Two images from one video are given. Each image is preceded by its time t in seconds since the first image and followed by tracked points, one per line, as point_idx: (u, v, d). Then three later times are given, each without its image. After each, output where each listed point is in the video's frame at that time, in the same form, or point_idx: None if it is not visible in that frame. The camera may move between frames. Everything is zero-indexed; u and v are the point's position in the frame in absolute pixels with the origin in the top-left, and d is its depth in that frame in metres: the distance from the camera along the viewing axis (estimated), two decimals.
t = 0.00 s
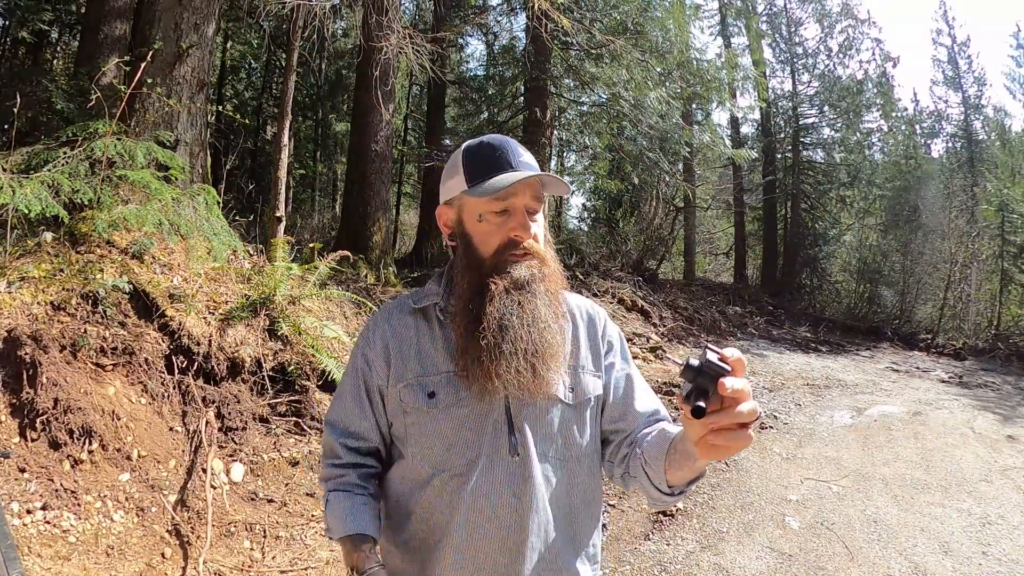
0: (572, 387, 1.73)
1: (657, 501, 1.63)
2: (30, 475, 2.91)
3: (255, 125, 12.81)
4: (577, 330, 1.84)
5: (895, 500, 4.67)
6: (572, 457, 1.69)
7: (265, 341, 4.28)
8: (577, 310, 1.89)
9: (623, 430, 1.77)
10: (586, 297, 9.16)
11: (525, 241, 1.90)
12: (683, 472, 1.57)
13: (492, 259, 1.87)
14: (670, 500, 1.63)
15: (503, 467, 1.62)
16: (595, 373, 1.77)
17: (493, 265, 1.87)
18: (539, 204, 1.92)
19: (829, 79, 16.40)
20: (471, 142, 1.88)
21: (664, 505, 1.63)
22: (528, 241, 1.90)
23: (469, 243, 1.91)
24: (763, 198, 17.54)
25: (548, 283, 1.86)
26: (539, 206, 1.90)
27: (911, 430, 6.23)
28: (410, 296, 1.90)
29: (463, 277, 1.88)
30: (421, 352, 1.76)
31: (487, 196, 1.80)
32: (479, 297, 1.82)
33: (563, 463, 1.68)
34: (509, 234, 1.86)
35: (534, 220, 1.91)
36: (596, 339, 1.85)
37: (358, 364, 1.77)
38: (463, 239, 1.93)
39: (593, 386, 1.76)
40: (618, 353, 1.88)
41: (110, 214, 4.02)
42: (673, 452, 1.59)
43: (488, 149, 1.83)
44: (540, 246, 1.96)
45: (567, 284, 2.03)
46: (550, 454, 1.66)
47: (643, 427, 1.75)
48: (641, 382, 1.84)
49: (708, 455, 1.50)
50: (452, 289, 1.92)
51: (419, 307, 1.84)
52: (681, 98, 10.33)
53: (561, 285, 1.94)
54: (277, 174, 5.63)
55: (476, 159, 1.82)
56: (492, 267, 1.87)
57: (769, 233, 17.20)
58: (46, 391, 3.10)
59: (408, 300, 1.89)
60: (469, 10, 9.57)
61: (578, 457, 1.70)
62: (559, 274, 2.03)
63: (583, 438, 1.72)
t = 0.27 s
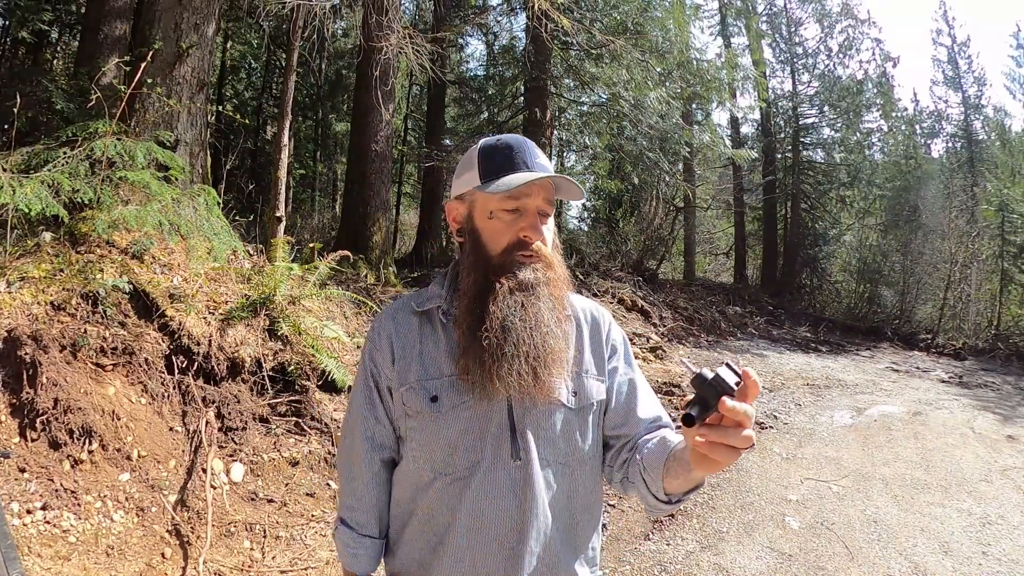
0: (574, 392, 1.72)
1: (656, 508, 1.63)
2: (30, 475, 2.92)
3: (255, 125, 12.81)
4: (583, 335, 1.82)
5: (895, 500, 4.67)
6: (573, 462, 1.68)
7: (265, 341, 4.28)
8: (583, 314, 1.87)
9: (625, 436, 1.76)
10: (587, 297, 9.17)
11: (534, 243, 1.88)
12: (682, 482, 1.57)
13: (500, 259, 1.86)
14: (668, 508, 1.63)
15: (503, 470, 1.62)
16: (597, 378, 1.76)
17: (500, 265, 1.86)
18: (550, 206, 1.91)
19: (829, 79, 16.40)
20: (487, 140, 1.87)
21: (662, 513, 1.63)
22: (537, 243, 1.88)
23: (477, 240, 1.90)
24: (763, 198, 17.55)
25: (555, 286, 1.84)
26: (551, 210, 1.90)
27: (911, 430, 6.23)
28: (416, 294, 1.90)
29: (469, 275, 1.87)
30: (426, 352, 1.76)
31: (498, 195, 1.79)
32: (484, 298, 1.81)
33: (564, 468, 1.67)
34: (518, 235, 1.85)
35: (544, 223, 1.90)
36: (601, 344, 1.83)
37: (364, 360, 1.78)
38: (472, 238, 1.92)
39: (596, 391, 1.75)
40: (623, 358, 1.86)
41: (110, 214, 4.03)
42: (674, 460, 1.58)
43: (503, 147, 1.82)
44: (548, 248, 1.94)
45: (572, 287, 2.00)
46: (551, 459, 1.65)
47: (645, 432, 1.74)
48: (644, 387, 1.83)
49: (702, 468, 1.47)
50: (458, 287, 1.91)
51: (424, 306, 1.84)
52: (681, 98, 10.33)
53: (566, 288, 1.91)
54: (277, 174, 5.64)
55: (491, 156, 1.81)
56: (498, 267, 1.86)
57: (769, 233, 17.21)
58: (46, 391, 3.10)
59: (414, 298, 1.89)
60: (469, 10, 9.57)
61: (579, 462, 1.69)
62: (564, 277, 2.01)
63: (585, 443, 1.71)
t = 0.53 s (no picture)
0: (571, 399, 1.67)
1: (653, 521, 1.57)
2: (30, 476, 2.92)
3: (255, 125, 12.81)
4: (586, 339, 1.77)
5: (895, 500, 4.67)
6: (569, 470, 1.63)
7: (265, 341, 4.28)
8: (588, 318, 1.81)
9: (625, 446, 1.69)
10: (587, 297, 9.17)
11: (538, 245, 1.85)
12: (681, 497, 1.50)
13: (502, 259, 1.85)
14: (665, 522, 1.56)
15: (495, 474, 1.60)
16: (597, 386, 1.70)
17: (504, 267, 1.85)
18: (557, 208, 1.88)
19: (829, 79, 16.41)
20: (494, 140, 1.87)
21: (659, 527, 1.56)
22: (542, 245, 1.85)
23: (482, 242, 1.90)
24: (763, 198, 17.57)
25: (558, 290, 1.80)
26: (557, 212, 1.88)
27: (911, 430, 6.23)
28: (420, 293, 1.92)
29: (472, 276, 1.87)
30: (426, 352, 1.76)
31: (502, 195, 1.78)
32: (484, 299, 1.80)
33: (559, 476, 1.62)
34: (522, 236, 1.84)
35: (549, 225, 1.87)
36: (605, 350, 1.77)
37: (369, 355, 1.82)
38: (477, 238, 1.92)
39: (595, 398, 1.69)
40: (628, 365, 1.78)
41: (110, 214, 4.02)
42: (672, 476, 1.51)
43: (508, 148, 1.81)
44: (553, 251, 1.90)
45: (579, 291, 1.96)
46: (543, 465, 1.61)
47: (646, 443, 1.67)
48: (649, 397, 1.75)
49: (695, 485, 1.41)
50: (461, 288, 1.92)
51: (425, 305, 1.85)
52: (681, 98, 10.34)
53: (570, 291, 1.86)
54: (277, 174, 5.63)
55: (496, 158, 1.81)
56: (501, 267, 1.85)
57: (769, 233, 17.22)
58: (45, 391, 3.10)
59: (419, 297, 1.90)
60: (469, 10, 9.57)
61: (576, 471, 1.64)
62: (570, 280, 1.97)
63: (583, 451, 1.66)
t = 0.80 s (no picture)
0: (563, 402, 1.65)
1: (641, 535, 1.52)
2: (30, 475, 2.91)
3: (255, 125, 12.80)
4: (579, 342, 1.75)
5: (895, 500, 4.67)
6: (560, 476, 1.61)
7: (265, 341, 4.29)
8: (583, 321, 1.79)
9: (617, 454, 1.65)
10: (586, 297, 9.16)
11: (531, 245, 1.84)
12: (661, 516, 1.46)
13: (495, 260, 1.85)
14: (650, 539, 1.52)
15: (483, 475, 1.60)
16: (590, 390, 1.68)
17: (497, 268, 1.84)
18: (551, 208, 1.86)
19: (829, 79, 16.41)
20: (490, 139, 1.86)
21: (643, 544, 1.53)
22: (536, 245, 1.84)
23: (477, 243, 1.90)
24: (763, 198, 17.59)
25: (551, 291, 1.79)
26: (552, 212, 1.85)
27: (911, 430, 6.23)
28: (418, 293, 1.93)
29: (466, 276, 1.88)
30: (421, 351, 1.77)
31: (494, 196, 1.77)
32: (478, 300, 1.81)
33: (549, 481, 1.60)
34: (515, 237, 1.83)
35: (544, 225, 1.86)
36: (599, 353, 1.74)
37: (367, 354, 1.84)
38: (473, 237, 1.92)
39: (587, 403, 1.67)
40: (626, 371, 1.73)
41: (110, 214, 4.02)
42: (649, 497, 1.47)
43: (500, 148, 1.80)
44: (547, 251, 1.89)
45: (577, 292, 1.94)
46: (533, 469, 1.60)
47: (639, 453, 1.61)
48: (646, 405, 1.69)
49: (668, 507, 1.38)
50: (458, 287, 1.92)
51: (421, 304, 1.87)
52: (681, 97, 10.34)
53: (564, 291, 1.85)
54: (277, 174, 5.63)
55: (489, 158, 1.80)
56: (494, 268, 1.85)
57: (769, 233, 17.24)
58: (46, 391, 3.09)
59: (416, 296, 1.92)
60: (469, 10, 9.57)
61: (568, 477, 1.62)
62: (567, 281, 1.95)
63: (575, 457, 1.63)
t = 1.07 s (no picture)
0: (559, 400, 1.65)
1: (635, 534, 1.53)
2: (30, 475, 2.91)
3: (255, 125, 12.80)
4: (576, 340, 1.75)
5: (895, 500, 4.67)
6: (557, 476, 1.61)
7: (265, 341, 4.29)
8: (579, 318, 1.79)
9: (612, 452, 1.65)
10: (586, 297, 9.16)
11: (526, 243, 1.85)
12: (650, 518, 1.49)
13: (490, 259, 1.86)
14: (642, 540, 1.54)
15: (481, 473, 1.59)
16: (587, 387, 1.68)
17: (491, 267, 1.85)
18: (545, 207, 1.86)
19: (829, 79, 16.42)
20: (482, 139, 1.86)
21: (634, 544, 1.55)
22: (530, 242, 1.85)
23: (472, 242, 1.90)
24: (763, 198, 17.62)
25: (547, 288, 1.80)
26: (547, 209, 1.85)
27: (911, 430, 6.23)
28: (414, 293, 1.94)
29: (463, 276, 1.88)
30: (417, 352, 1.78)
31: (489, 195, 1.78)
32: (474, 298, 1.81)
33: (547, 481, 1.60)
34: (510, 235, 1.83)
35: (538, 223, 1.86)
36: (594, 350, 1.74)
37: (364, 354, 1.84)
38: (468, 237, 1.93)
39: (584, 400, 1.67)
40: (622, 368, 1.73)
41: (110, 214, 4.02)
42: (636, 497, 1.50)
43: (493, 147, 1.80)
44: (542, 249, 1.89)
45: (572, 290, 1.95)
46: (531, 469, 1.60)
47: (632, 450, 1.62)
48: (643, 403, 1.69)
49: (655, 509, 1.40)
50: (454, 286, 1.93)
51: (419, 304, 1.88)
52: (681, 98, 10.34)
53: (559, 289, 1.85)
54: (277, 174, 5.63)
55: (483, 157, 1.80)
56: (490, 267, 1.85)
57: (769, 234, 17.27)
58: (46, 391, 3.10)
59: (411, 297, 1.92)
60: (469, 10, 9.57)
61: (565, 475, 1.61)
62: (563, 278, 1.96)
63: (572, 455, 1.63)
